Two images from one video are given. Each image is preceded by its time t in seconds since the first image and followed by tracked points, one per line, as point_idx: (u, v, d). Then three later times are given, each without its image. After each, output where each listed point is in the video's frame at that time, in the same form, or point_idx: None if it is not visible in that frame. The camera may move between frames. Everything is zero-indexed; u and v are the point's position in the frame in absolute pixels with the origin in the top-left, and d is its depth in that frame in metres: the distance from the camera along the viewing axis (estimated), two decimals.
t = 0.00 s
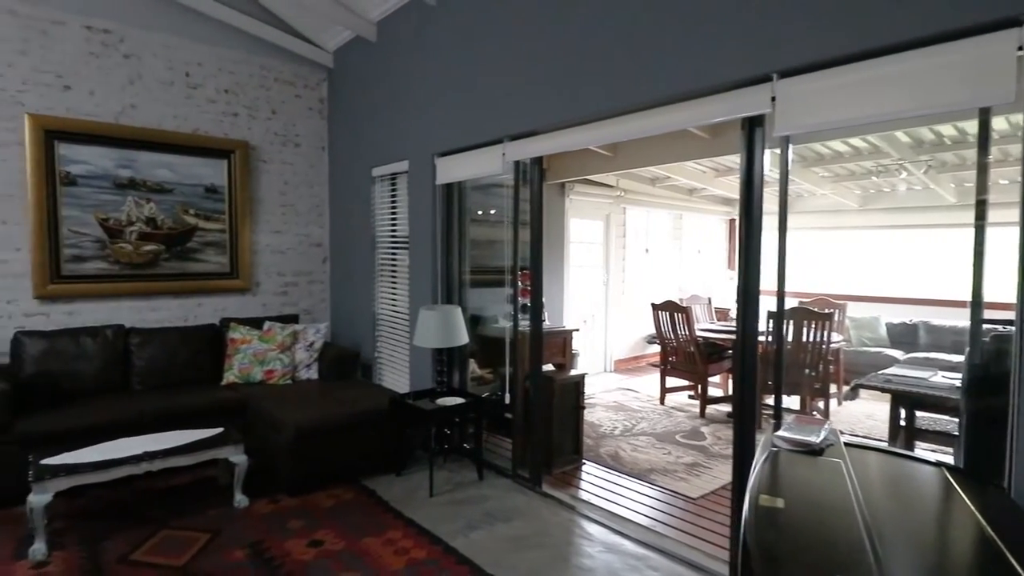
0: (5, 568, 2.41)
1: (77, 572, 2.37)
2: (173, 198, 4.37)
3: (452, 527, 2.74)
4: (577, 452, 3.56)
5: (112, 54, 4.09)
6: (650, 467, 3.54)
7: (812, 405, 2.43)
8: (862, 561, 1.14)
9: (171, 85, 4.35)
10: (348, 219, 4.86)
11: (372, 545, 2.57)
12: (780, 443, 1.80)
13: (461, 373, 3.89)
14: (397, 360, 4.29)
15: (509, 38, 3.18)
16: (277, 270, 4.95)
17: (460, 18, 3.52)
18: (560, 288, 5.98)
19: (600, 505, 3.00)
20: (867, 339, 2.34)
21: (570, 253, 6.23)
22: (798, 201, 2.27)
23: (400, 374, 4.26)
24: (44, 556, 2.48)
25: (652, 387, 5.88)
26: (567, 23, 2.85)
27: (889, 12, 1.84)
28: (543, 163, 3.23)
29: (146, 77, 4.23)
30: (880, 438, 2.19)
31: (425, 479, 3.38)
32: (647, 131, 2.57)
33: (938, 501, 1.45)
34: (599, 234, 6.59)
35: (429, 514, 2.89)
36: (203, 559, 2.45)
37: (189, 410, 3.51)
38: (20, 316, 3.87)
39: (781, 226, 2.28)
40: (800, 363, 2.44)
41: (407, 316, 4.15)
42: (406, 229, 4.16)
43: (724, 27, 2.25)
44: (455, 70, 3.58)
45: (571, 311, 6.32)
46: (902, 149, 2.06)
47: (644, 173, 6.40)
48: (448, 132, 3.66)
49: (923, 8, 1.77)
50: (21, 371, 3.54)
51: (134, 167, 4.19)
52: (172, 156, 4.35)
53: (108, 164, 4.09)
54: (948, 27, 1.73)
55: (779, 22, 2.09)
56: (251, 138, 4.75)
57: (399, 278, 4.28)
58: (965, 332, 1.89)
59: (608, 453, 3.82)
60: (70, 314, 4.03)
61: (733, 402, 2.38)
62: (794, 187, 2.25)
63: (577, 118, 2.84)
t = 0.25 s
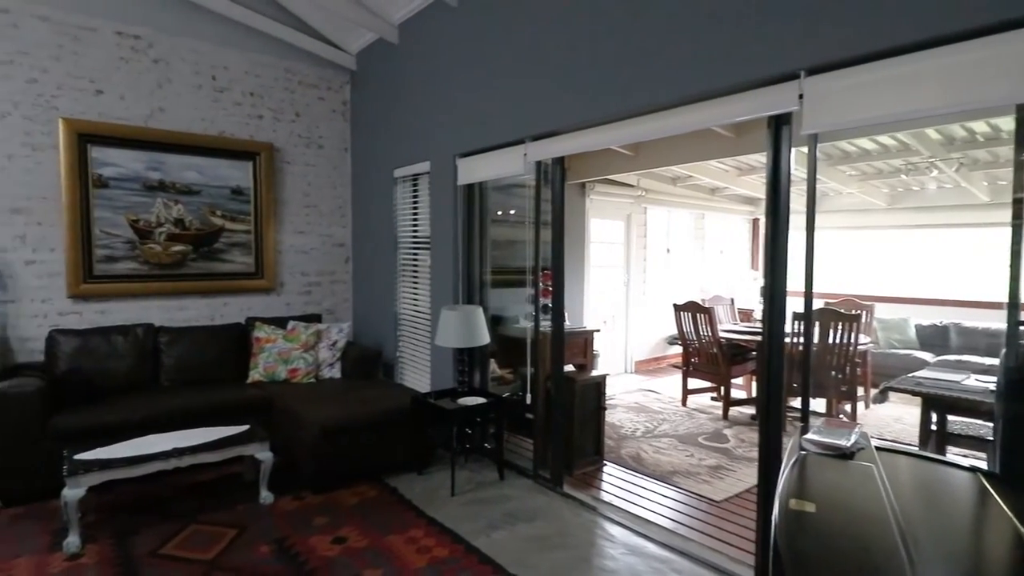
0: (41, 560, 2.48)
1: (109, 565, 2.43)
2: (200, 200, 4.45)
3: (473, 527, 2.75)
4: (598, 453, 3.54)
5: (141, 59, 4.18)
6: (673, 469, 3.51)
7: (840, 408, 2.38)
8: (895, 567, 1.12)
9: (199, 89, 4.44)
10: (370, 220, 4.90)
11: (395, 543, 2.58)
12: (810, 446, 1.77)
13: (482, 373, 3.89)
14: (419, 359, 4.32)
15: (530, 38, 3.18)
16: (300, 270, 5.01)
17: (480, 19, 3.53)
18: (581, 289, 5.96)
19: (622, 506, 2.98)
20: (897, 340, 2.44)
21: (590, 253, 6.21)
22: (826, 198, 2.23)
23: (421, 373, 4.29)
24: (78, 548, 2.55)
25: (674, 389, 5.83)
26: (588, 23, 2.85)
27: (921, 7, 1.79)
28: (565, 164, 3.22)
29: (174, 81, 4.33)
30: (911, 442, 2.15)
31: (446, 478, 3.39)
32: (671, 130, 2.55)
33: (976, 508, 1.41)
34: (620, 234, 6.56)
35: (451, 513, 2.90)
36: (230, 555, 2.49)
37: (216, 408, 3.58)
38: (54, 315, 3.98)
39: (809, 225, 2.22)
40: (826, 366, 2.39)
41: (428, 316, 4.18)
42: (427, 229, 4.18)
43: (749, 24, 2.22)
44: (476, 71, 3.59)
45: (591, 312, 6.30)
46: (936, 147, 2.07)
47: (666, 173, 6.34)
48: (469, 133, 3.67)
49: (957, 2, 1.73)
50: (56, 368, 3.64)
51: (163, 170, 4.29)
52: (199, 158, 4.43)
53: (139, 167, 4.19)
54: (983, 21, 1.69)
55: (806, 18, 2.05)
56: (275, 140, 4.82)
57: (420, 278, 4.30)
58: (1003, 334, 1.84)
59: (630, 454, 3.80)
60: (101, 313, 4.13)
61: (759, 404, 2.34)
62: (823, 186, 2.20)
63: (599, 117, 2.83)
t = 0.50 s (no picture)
0: (76, 552, 2.55)
1: (141, 558, 2.49)
2: (227, 201, 4.54)
3: (496, 527, 2.76)
4: (620, 455, 3.52)
5: (171, 63, 4.28)
6: (696, 471, 3.48)
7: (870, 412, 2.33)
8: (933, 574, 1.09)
9: (226, 92, 4.52)
10: (393, 220, 4.95)
11: (418, 542, 2.60)
12: (842, 450, 1.74)
13: (504, 373, 3.89)
14: (440, 359, 4.35)
15: (553, 37, 3.18)
16: (324, 270, 5.08)
17: (502, 20, 3.54)
18: (602, 289, 5.94)
19: (644, 508, 2.96)
20: (926, 344, 2.44)
21: (611, 253, 6.18)
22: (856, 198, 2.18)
23: (443, 373, 4.32)
24: (111, 541, 2.62)
25: (696, 390, 5.77)
26: (611, 22, 2.83)
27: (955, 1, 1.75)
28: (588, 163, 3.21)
29: (203, 84, 4.42)
30: (943, 447, 2.10)
31: (468, 478, 3.41)
32: (695, 130, 2.52)
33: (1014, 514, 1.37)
34: (641, 234, 6.51)
35: (473, 513, 2.91)
36: (257, 549, 2.54)
37: (242, 406, 3.64)
38: (88, 313, 4.09)
39: (839, 224, 2.17)
40: (854, 368, 2.32)
41: (450, 316, 4.20)
42: (449, 230, 4.20)
43: (775, 21, 2.19)
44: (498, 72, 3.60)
45: (612, 312, 6.27)
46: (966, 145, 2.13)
47: (689, 172, 6.29)
48: (491, 133, 3.68)
49: None
50: (89, 365, 3.74)
51: (191, 172, 4.38)
52: (226, 160, 4.52)
53: (168, 169, 4.28)
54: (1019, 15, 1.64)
55: (835, 14, 2.01)
56: (300, 142, 4.89)
57: (442, 279, 4.32)
58: None
59: (652, 456, 3.77)
60: (132, 312, 4.24)
61: (787, 407, 2.30)
62: (853, 186, 2.16)
63: (622, 117, 2.82)
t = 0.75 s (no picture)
0: (111, 545, 2.63)
1: (172, 552, 2.55)
2: (254, 203, 4.62)
3: (519, 527, 2.76)
4: (643, 457, 3.49)
5: (200, 68, 4.37)
6: (720, 474, 3.44)
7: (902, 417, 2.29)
8: None
9: (253, 96, 4.60)
10: (416, 221, 4.98)
11: (441, 540, 2.62)
12: (874, 455, 1.69)
13: (526, 373, 3.88)
14: (463, 359, 4.37)
15: (576, 37, 3.17)
16: (348, 271, 5.14)
17: (524, 20, 3.55)
18: (624, 290, 5.90)
19: (668, 511, 2.94)
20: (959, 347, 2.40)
21: (633, 253, 6.14)
22: (888, 197, 2.13)
23: (465, 373, 4.34)
24: (143, 535, 2.68)
25: (720, 392, 5.70)
26: (634, 21, 2.82)
27: None
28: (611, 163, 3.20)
29: (231, 88, 4.50)
30: (979, 452, 2.04)
31: (491, 477, 3.42)
32: (720, 129, 2.49)
33: None
34: (664, 234, 6.46)
35: (495, 513, 2.92)
36: (284, 546, 2.58)
37: (269, 403, 3.71)
38: (121, 312, 4.20)
39: (871, 223, 2.13)
40: (885, 372, 2.26)
41: (472, 316, 4.22)
42: (472, 231, 4.22)
43: (803, 18, 2.16)
44: (521, 72, 3.60)
45: (634, 312, 6.23)
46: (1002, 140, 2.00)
47: (713, 171, 6.22)
48: (514, 134, 3.69)
49: None
50: (122, 363, 3.84)
51: (220, 174, 4.47)
52: (254, 163, 4.60)
53: (198, 172, 4.38)
54: None
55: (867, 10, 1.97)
56: (325, 144, 4.96)
57: (465, 279, 4.34)
58: None
59: (676, 458, 3.74)
60: (163, 311, 4.34)
61: (816, 409, 2.27)
62: (885, 185, 2.12)
63: (646, 116, 2.80)
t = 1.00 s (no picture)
0: (143, 538, 2.70)
1: (202, 546, 2.61)
2: (280, 204, 4.69)
3: (542, 527, 2.76)
4: (667, 459, 3.46)
5: (229, 72, 4.46)
6: (746, 478, 3.38)
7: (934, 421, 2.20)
8: None
9: (279, 99, 4.68)
10: (438, 221, 5.01)
11: (465, 539, 2.63)
12: (910, 460, 1.62)
13: (549, 374, 3.87)
14: (485, 359, 4.38)
15: (600, 37, 3.16)
16: (371, 271, 5.19)
17: (548, 20, 3.55)
18: (647, 290, 5.86)
19: (692, 514, 2.91)
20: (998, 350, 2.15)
21: (656, 253, 6.10)
22: (923, 194, 2.08)
23: (487, 373, 4.35)
24: (174, 529, 2.75)
25: (745, 394, 5.61)
26: (659, 20, 2.80)
27: None
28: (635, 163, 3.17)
29: (258, 92, 4.58)
30: (1017, 458, 1.98)
31: (513, 477, 3.42)
32: (746, 128, 2.46)
33: None
34: (687, 234, 6.40)
35: (518, 512, 2.92)
36: (310, 542, 2.62)
37: (295, 401, 3.76)
38: (152, 311, 4.31)
39: (903, 222, 2.09)
40: (916, 374, 2.16)
41: (495, 316, 4.23)
42: (494, 231, 4.23)
43: (833, 13, 2.12)
44: (545, 72, 3.60)
45: (657, 313, 6.18)
46: None
47: (738, 170, 6.14)
48: (537, 135, 3.69)
49: None
50: (154, 360, 3.94)
51: (248, 176, 4.55)
52: (280, 164, 4.67)
53: (226, 174, 4.46)
54: None
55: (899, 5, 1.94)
56: (349, 146, 5.01)
57: (487, 279, 4.36)
58: None
59: (700, 461, 3.69)
60: (193, 310, 4.44)
61: (846, 412, 2.24)
62: (919, 183, 2.07)
63: (671, 115, 2.78)
